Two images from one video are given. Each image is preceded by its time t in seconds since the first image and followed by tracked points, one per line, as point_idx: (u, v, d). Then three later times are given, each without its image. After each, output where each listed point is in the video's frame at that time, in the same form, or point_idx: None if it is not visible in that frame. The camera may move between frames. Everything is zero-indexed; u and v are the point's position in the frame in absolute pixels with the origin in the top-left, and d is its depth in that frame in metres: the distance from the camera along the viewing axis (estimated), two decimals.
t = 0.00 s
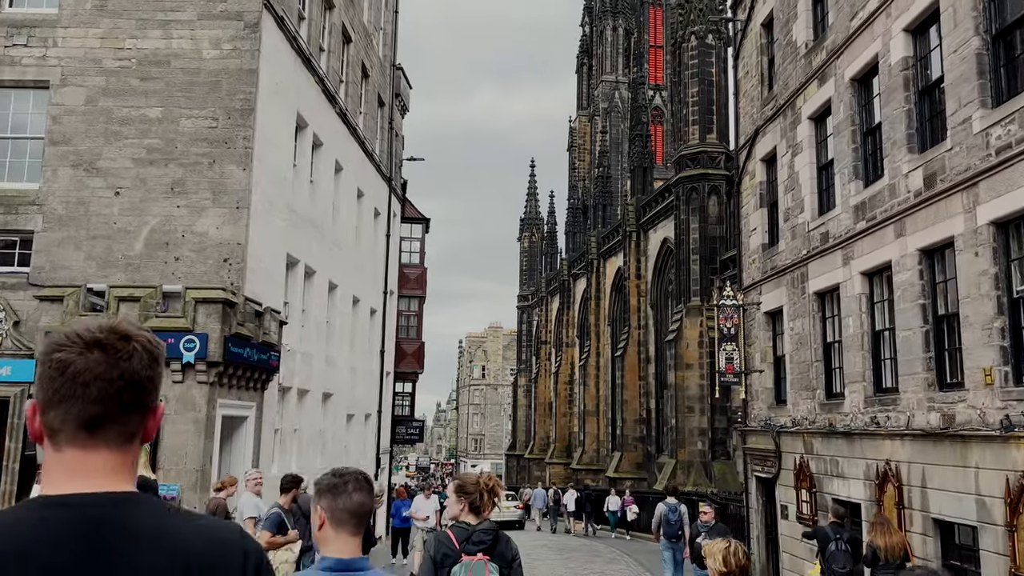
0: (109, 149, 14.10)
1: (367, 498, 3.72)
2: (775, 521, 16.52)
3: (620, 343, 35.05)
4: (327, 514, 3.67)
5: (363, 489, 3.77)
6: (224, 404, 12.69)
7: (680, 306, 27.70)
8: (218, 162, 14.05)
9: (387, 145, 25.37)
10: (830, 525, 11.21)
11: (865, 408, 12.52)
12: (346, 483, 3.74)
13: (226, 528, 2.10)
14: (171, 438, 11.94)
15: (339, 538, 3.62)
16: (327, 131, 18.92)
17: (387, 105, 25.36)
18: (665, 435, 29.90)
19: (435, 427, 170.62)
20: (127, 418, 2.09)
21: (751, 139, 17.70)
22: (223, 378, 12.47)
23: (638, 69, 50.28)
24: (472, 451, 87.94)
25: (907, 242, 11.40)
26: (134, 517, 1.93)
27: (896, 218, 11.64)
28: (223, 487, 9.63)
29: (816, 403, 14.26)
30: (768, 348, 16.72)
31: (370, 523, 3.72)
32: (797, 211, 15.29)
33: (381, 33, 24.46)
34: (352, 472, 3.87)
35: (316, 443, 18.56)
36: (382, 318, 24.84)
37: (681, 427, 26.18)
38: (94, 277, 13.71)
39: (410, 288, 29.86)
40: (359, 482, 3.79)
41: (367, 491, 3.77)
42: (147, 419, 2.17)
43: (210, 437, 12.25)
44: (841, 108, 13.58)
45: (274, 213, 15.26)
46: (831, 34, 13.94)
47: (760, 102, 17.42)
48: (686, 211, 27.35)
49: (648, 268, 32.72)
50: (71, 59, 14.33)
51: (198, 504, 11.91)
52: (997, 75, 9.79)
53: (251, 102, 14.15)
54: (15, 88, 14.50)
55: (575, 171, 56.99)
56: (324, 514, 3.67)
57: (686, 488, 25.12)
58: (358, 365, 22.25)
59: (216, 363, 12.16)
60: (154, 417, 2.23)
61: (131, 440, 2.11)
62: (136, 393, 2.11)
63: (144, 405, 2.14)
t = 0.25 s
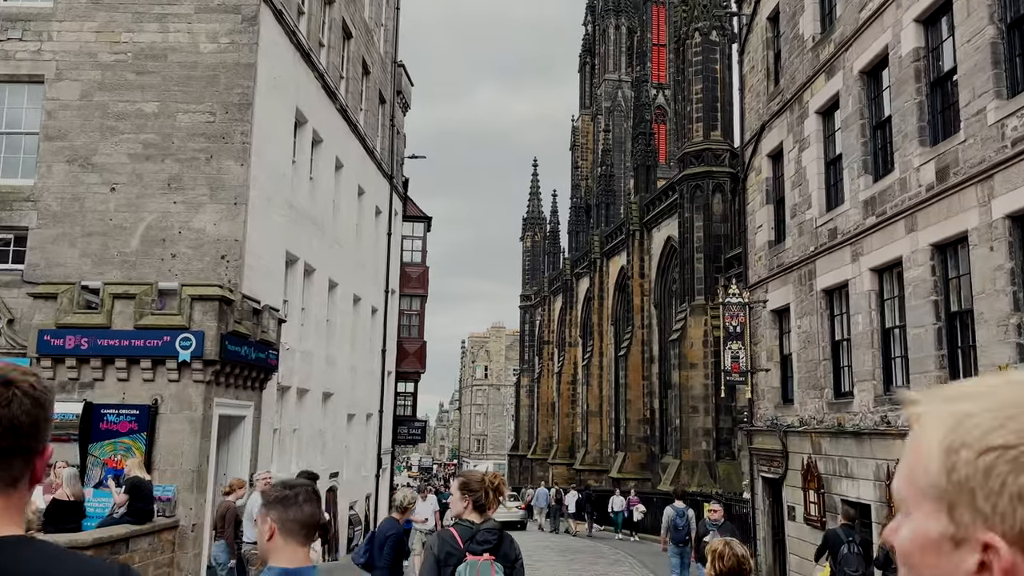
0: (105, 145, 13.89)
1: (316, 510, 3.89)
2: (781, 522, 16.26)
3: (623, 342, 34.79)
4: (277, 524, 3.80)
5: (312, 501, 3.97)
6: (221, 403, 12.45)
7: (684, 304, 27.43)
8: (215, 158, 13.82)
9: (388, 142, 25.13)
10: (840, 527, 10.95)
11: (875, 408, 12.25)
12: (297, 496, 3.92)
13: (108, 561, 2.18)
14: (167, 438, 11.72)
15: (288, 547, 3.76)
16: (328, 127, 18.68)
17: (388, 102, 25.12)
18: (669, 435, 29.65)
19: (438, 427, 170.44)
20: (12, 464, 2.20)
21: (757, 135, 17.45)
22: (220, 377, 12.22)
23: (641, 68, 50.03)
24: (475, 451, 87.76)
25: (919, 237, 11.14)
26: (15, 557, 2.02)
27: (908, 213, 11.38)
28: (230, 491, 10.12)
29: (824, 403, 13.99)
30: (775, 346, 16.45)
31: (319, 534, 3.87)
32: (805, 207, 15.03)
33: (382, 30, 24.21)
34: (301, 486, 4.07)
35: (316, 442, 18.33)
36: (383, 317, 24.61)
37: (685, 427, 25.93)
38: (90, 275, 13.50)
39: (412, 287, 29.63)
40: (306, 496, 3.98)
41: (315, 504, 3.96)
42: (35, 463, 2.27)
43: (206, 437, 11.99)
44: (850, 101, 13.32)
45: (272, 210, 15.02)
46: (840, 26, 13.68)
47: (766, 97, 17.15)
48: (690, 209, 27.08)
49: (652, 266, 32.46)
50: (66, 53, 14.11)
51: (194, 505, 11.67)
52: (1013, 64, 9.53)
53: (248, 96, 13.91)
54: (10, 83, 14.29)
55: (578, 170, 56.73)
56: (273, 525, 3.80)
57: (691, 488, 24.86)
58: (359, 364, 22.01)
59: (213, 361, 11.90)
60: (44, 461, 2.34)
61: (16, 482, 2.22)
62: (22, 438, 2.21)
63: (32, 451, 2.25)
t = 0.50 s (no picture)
0: (101, 139, 13.66)
1: (277, 504, 3.68)
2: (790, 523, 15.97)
3: (628, 342, 34.51)
4: (239, 517, 3.57)
5: (275, 495, 3.74)
6: (219, 402, 12.20)
7: (689, 303, 27.14)
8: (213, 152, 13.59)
9: (391, 140, 24.89)
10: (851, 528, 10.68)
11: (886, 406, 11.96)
12: (260, 489, 3.69)
13: None
14: (163, 437, 11.49)
15: (249, 541, 3.55)
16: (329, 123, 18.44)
17: (390, 99, 24.88)
18: (674, 435, 29.37)
19: (441, 428, 170.26)
20: None
21: (765, 129, 17.17)
22: (217, 375, 11.97)
23: (645, 66, 49.75)
24: (479, 452, 87.53)
25: (932, 232, 10.86)
26: None
27: (921, 206, 11.10)
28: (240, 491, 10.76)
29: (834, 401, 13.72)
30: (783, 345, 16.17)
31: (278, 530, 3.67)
32: (813, 202, 14.75)
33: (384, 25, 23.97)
34: (264, 478, 3.82)
35: (317, 442, 18.09)
36: (385, 316, 24.37)
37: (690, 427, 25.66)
38: (85, 271, 13.28)
39: (415, 285, 29.40)
40: (270, 489, 3.74)
41: (276, 498, 3.73)
42: None
43: (203, 437, 11.75)
44: (860, 94, 13.05)
45: (272, 206, 14.79)
46: (849, 17, 13.40)
47: (774, 91, 16.87)
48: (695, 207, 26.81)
49: (657, 265, 32.17)
50: (62, 46, 13.88)
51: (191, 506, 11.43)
52: None
53: (247, 90, 13.68)
54: (5, 77, 14.07)
55: (582, 169, 56.45)
56: (234, 518, 3.57)
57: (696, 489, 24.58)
58: (361, 363, 21.78)
59: (210, 359, 11.65)
60: None
61: None
62: None
63: None
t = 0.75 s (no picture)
0: (97, 135, 13.43)
1: (241, 513, 3.98)
2: (799, 526, 15.68)
3: (632, 342, 34.24)
4: (205, 524, 3.86)
5: (240, 504, 4.05)
6: (216, 402, 11.96)
7: (695, 302, 26.85)
8: (211, 148, 13.35)
9: (393, 138, 24.66)
10: (865, 532, 10.41)
11: (899, 407, 11.69)
12: (226, 498, 4.00)
13: None
14: (159, 439, 11.25)
15: (213, 549, 3.82)
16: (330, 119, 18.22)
17: (393, 97, 24.64)
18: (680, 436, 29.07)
19: (445, 428, 170.02)
20: None
21: (772, 125, 16.89)
22: (215, 375, 11.74)
23: (649, 64, 49.45)
24: (482, 452, 87.24)
25: (946, 227, 10.59)
26: None
27: (935, 201, 10.83)
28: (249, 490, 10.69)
29: (844, 402, 13.44)
30: (791, 344, 15.89)
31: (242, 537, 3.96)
32: (823, 198, 14.48)
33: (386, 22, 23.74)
34: (229, 489, 4.13)
35: (318, 443, 17.86)
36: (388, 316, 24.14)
37: (697, 428, 25.35)
38: (82, 269, 13.05)
39: (418, 285, 29.16)
40: (235, 498, 4.07)
41: (240, 507, 4.04)
42: None
43: (200, 438, 11.51)
44: (871, 87, 12.77)
45: (272, 203, 14.56)
46: (860, 8, 13.12)
47: (782, 86, 16.59)
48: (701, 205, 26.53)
49: (662, 264, 31.89)
50: (58, 40, 13.65)
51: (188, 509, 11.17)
52: None
53: (246, 85, 13.44)
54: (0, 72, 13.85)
55: (586, 168, 56.16)
56: (201, 525, 3.85)
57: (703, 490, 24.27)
58: (363, 363, 21.55)
59: (207, 359, 11.41)
60: None
61: None
62: None
63: None
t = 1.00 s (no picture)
0: (95, 128, 13.22)
1: (186, 500, 3.85)
2: (809, 526, 15.40)
3: (638, 340, 33.96)
4: (148, 510, 3.71)
5: (184, 491, 3.91)
6: (216, 398, 11.73)
7: (702, 300, 26.55)
8: (211, 141, 13.13)
9: (397, 134, 24.42)
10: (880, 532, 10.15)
11: (914, 403, 11.41)
12: (170, 485, 3.86)
13: None
14: (156, 436, 11.02)
15: (156, 535, 3.68)
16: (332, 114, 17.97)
17: (396, 92, 24.41)
18: (687, 435, 28.80)
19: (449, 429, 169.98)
20: None
21: (781, 118, 16.60)
22: (215, 371, 11.51)
23: (654, 62, 49.17)
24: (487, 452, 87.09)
25: (964, 219, 10.31)
26: None
27: (951, 192, 10.55)
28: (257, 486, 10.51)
29: (856, 398, 13.16)
30: (802, 340, 15.61)
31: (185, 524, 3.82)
32: (834, 191, 14.19)
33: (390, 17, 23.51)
34: (173, 474, 3.98)
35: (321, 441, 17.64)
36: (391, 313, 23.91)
37: (704, 427, 25.09)
38: (79, 264, 12.83)
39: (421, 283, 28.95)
40: (179, 485, 3.92)
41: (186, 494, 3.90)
42: None
43: (200, 435, 11.27)
44: (884, 77, 12.49)
45: (273, 197, 14.33)
46: None
47: (791, 78, 16.32)
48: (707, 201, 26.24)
49: (667, 262, 31.61)
50: (55, 32, 13.44)
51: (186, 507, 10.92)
52: None
53: (245, 76, 13.21)
54: None
55: (591, 167, 55.89)
56: (144, 510, 3.70)
57: (710, 490, 24.01)
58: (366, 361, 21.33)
59: (206, 354, 11.18)
60: None
61: None
62: None
63: None
